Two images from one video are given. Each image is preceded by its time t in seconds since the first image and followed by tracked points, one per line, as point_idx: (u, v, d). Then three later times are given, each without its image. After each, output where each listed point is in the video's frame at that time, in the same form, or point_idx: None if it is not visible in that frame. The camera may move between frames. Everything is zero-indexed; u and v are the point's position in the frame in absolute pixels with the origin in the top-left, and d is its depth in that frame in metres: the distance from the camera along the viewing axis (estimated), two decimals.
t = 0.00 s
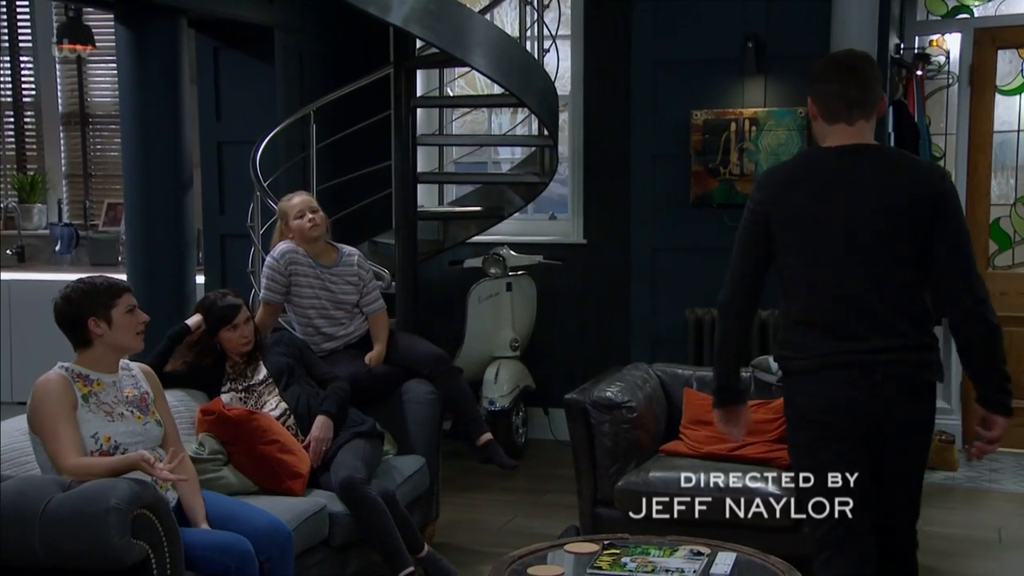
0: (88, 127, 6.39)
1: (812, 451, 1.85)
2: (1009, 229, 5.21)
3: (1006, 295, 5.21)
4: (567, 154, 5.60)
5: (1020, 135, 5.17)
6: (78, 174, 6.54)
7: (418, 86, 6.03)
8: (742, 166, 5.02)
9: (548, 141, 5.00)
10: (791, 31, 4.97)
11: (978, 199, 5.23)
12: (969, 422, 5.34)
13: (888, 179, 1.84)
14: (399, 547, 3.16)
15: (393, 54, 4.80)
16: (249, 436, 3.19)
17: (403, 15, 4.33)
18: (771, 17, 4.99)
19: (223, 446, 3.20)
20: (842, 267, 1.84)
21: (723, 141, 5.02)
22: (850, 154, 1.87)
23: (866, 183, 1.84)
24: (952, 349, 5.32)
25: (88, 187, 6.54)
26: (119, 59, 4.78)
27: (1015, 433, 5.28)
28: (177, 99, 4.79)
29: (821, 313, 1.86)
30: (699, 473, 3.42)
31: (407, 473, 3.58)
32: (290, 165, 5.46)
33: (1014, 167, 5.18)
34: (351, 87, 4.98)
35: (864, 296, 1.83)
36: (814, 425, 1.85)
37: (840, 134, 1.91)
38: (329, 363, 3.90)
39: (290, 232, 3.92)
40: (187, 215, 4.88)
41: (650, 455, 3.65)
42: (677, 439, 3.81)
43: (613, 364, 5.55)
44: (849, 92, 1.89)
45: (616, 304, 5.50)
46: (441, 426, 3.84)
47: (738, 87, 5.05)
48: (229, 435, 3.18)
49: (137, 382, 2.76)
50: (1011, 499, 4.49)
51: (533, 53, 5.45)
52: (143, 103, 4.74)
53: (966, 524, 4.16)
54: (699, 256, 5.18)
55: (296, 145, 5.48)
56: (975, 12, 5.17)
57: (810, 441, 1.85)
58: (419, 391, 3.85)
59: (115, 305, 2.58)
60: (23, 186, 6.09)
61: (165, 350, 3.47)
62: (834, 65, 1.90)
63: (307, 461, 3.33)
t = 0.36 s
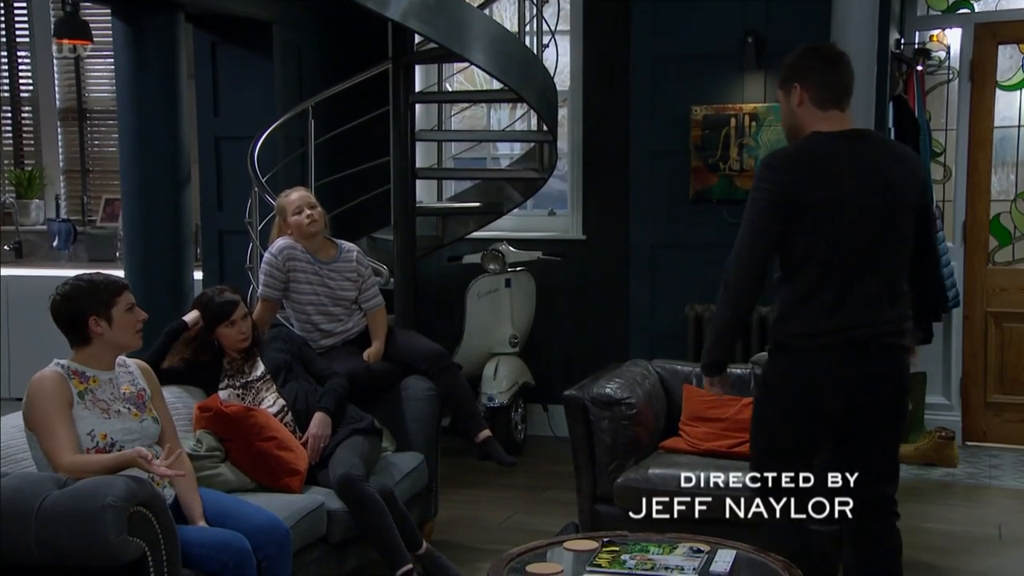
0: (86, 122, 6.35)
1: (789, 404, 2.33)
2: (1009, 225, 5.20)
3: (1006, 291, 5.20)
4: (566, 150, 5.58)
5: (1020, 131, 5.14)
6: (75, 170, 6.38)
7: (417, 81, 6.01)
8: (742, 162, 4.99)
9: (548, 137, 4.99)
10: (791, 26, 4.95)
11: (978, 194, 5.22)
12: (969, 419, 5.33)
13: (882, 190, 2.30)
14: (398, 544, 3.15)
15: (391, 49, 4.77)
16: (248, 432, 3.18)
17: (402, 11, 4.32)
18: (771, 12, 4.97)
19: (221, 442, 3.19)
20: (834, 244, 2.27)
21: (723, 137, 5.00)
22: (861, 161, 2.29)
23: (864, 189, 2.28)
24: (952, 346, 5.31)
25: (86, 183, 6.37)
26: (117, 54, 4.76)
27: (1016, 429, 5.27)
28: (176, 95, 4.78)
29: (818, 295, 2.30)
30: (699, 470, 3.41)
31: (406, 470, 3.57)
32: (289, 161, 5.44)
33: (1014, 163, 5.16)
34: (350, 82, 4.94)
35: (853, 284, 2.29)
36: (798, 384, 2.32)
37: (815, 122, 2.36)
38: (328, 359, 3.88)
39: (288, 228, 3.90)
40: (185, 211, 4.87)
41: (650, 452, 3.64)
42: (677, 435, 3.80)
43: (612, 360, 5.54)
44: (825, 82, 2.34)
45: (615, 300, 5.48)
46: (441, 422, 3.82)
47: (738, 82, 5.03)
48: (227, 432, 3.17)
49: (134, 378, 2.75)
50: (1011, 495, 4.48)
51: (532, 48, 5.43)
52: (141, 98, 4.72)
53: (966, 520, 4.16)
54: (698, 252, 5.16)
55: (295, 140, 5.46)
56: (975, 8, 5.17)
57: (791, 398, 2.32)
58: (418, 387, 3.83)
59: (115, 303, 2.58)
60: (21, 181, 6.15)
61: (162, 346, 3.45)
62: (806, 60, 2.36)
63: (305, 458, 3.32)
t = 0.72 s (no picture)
0: (84, 120, 6.33)
1: (753, 405, 2.26)
2: (1010, 222, 5.19)
3: (1007, 288, 5.20)
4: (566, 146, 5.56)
5: (1020, 127, 5.12)
6: (73, 167, 6.36)
7: (416, 78, 5.99)
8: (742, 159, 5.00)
9: (547, 134, 4.97)
10: (791, 22, 4.92)
11: (978, 191, 5.20)
12: (969, 416, 5.33)
13: (819, 186, 2.23)
14: (397, 542, 3.14)
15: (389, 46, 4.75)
16: (246, 431, 3.16)
17: (400, 7, 4.26)
18: (771, 8, 4.95)
19: (219, 441, 3.18)
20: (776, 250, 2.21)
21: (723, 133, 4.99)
22: (799, 162, 2.21)
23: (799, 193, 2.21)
24: (952, 343, 5.30)
25: (84, 181, 6.35)
26: (114, 50, 4.73)
27: (1016, 427, 5.26)
28: (173, 92, 4.76)
29: (770, 301, 2.23)
30: (699, 468, 3.39)
31: (405, 468, 3.56)
32: (287, 158, 5.42)
33: (1014, 159, 5.14)
34: (349, 78, 4.92)
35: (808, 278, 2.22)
36: (762, 387, 2.25)
37: (760, 133, 2.23)
38: (327, 357, 3.87)
39: (286, 225, 3.89)
40: (183, 209, 4.85)
41: (650, 450, 3.62)
42: (677, 432, 3.78)
43: (612, 357, 5.53)
44: (769, 97, 2.22)
45: (614, 297, 5.47)
46: (440, 420, 3.81)
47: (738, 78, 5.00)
48: (225, 430, 3.15)
49: (130, 376, 2.74)
50: (1011, 493, 4.47)
51: (532, 44, 5.41)
52: (139, 95, 4.70)
53: (966, 518, 4.14)
54: (697, 249, 5.15)
55: (293, 137, 5.45)
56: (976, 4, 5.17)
57: (749, 406, 2.27)
58: (416, 384, 3.81)
59: (113, 302, 2.57)
60: (19, 178, 6.14)
61: (159, 344, 3.44)
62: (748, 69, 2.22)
63: (303, 456, 3.31)
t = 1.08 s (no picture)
0: (82, 117, 6.31)
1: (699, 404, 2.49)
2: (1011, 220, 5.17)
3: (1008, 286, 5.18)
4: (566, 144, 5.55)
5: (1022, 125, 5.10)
6: (72, 164, 6.34)
7: (415, 76, 5.98)
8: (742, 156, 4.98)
9: (547, 131, 4.95)
10: (791, 19, 4.91)
11: (979, 189, 5.19)
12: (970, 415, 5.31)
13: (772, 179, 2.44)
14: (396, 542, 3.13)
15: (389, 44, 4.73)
16: (244, 429, 3.15)
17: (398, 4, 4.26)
18: (771, 6, 4.93)
19: (217, 440, 3.16)
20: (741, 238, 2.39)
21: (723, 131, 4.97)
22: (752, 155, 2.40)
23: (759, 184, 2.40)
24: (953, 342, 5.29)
25: (82, 178, 6.33)
26: (112, 48, 4.72)
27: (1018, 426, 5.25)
28: (171, 89, 4.74)
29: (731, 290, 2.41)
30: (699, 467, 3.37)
31: (404, 467, 3.54)
32: (286, 156, 5.40)
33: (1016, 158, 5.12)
34: (349, 75, 4.88)
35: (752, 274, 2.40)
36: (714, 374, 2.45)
37: (721, 127, 2.45)
38: (325, 355, 3.85)
39: (284, 223, 3.87)
40: (181, 207, 4.82)
41: (650, 450, 3.61)
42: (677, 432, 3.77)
43: (612, 356, 5.51)
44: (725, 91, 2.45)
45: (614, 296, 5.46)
46: (438, 419, 3.80)
47: (738, 75, 4.99)
48: (224, 429, 3.14)
49: (128, 375, 2.72)
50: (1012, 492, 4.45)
51: (531, 42, 5.39)
52: (137, 93, 4.69)
53: (967, 517, 4.13)
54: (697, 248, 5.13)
55: (292, 135, 5.43)
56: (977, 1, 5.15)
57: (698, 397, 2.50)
58: (415, 383, 3.79)
59: (111, 301, 2.55)
60: (17, 175, 6.14)
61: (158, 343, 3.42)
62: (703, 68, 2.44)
63: (301, 455, 3.29)
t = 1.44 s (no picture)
0: (80, 115, 6.28)
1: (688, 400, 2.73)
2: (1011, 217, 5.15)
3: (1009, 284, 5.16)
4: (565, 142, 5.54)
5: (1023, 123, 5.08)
6: (70, 161, 6.33)
7: (415, 73, 5.97)
8: (742, 154, 4.96)
9: (546, 128, 4.94)
10: (792, 17, 4.90)
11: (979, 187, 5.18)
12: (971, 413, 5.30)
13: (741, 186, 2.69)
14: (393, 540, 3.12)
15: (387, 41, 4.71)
16: (242, 428, 3.14)
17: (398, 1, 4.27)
18: (772, 3, 4.92)
19: (216, 438, 3.15)
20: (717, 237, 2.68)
21: (723, 128, 4.96)
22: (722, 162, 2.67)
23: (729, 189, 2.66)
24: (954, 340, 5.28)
25: (80, 175, 6.32)
26: (110, 45, 4.70)
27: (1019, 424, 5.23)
28: (169, 86, 4.73)
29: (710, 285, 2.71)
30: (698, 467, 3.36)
31: (403, 466, 3.53)
32: (285, 153, 5.39)
33: (1017, 155, 5.11)
34: (348, 73, 4.85)
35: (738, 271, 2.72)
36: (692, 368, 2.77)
37: (686, 129, 2.71)
38: (324, 354, 3.84)
39: (283, 221, 3.86)
40: (179, 204, 4.81)
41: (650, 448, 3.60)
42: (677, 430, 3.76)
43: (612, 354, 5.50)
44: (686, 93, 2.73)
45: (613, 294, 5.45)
46: (437, 418, 3.79)
47: (738, 73, 4.98)
48: (222, 428, 3.13)
49: (126, 374, 2.71)
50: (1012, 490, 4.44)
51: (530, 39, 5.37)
52: (135, 90, 4.68)
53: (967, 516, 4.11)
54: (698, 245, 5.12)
55: (291, 132, 5.42)
56: None
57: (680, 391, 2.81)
58: (414, 381, 3.78)
59: (109, 301, 2.54)
60: (15, 173, 6.13)
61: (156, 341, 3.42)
62: (664, 72, 2.70)
63: (300, 455, 3.28)
